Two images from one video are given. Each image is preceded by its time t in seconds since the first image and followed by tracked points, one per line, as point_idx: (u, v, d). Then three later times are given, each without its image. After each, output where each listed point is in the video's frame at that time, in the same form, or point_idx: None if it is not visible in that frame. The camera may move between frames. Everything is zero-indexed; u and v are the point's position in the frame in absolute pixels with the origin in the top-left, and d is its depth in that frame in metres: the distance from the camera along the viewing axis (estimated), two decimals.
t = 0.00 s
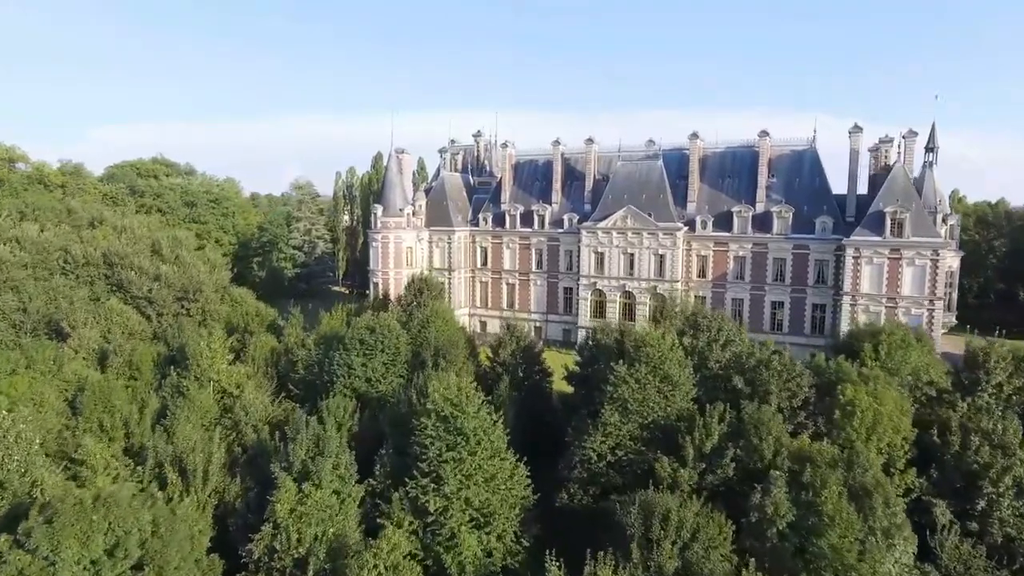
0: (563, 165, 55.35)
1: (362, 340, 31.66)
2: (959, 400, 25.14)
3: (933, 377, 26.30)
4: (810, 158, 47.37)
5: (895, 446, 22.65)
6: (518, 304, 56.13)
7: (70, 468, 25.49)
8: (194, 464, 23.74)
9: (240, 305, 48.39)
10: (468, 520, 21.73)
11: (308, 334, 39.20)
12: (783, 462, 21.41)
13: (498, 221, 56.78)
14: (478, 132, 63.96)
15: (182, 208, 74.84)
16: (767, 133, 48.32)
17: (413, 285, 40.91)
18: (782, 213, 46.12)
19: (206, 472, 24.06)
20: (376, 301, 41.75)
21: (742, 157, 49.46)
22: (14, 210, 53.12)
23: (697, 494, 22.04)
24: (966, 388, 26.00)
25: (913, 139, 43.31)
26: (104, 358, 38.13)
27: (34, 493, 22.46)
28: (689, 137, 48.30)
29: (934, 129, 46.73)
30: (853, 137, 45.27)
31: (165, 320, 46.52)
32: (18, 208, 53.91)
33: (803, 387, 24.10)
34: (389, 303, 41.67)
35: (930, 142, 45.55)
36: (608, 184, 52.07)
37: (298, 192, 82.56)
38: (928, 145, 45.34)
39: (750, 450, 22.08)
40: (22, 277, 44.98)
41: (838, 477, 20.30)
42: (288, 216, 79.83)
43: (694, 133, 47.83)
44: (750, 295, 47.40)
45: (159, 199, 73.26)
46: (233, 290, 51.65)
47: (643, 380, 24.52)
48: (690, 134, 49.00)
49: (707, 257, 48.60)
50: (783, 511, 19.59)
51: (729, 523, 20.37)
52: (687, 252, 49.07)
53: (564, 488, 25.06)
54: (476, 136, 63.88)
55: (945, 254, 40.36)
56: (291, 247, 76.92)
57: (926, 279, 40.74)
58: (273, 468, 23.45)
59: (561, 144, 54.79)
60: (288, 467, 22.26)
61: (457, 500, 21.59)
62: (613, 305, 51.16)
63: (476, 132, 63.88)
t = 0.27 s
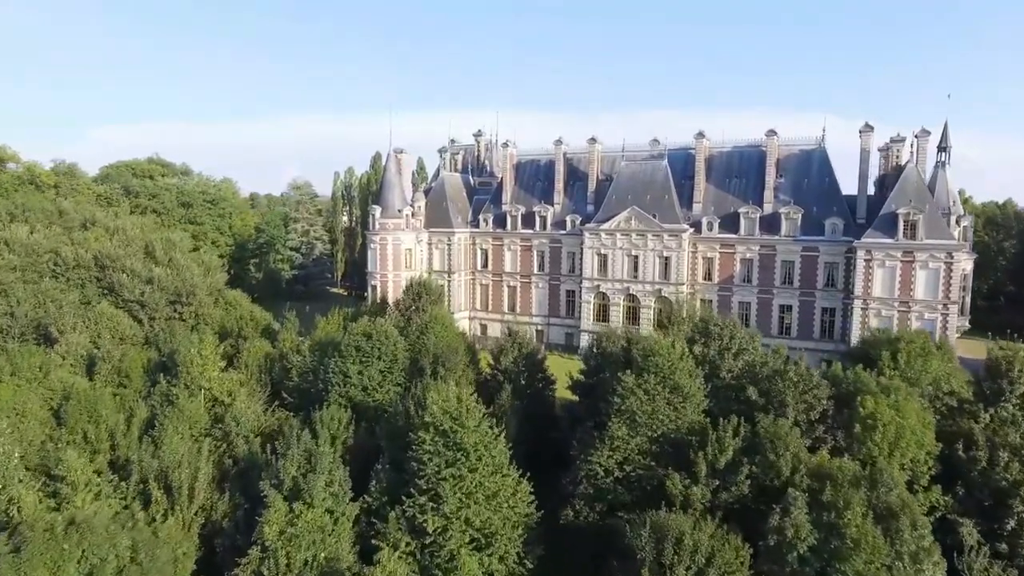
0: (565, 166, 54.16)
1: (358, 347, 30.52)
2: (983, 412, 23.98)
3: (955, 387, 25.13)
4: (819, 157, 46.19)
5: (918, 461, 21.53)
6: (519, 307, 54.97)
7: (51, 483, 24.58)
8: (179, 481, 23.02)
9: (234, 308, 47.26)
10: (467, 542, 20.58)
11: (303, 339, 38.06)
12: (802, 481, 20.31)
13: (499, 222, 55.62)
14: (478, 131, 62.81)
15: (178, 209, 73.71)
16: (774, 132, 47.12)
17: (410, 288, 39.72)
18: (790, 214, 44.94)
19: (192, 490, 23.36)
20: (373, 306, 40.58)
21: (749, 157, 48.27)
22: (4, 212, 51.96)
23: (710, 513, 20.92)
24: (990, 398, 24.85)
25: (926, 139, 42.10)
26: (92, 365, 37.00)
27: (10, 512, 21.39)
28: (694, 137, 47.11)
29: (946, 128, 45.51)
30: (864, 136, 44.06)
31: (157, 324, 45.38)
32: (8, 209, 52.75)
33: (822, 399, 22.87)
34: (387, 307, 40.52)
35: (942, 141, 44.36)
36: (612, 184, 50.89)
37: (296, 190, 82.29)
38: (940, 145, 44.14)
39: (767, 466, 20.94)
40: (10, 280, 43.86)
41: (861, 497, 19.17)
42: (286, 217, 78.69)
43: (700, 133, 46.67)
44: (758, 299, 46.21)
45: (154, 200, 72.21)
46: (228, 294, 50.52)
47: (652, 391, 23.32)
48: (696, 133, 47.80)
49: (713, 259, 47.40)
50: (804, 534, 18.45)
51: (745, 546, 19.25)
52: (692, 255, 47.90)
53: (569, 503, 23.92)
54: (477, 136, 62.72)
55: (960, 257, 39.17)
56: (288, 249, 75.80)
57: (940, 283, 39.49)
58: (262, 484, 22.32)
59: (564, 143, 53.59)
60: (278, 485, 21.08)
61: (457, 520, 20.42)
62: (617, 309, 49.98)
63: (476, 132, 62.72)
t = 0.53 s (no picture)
0: (568, 166, 52.77)
1: (353, 356, 29.13)
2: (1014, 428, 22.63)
3: (984, 401, 23.78)
4: (830, 158, 44.83)
5: (948, 483, 20.24)
6: (521, 311, 53.58)
7: (26, 504, 23.38)
8: (159, 505, 22.46)
9: (227, 313, 45.86)
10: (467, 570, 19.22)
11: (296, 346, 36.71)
12: (826, 506, 19.03)
13: (500, 224, 54.24)
14: (479, 131, 61.45)
15: (172, 210, 72.35)
16: (784, 132, 45.73)
17: (408, 293, 38.30)
18: (801, 216, 43.56)
19: (174, 513, 22.81)
20: (370, 311, 39.21)
21: (758, 157, 46.91)
22: None
23: (725, 540, 19.65)
24: (1019, 413, 23.52)
25: (942, 138, 40.68)
26: (77, 374, 35.55)
27: None
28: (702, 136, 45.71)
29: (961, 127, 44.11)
30: (877, 136, 42.65)
31: (147, 330, 43.94)
32: None
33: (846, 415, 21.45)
34: (384, 314, 39.14)
35: (958, 141, 42.97)
36: (616, 185, 49.50)
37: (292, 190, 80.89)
38: (956, 145, 42.76)
39: (788, 489, 19.59)
40: None
41: (891, 524, 17.82)
42: (282, 219, 77.29)
43: (707, 132, 45.29)
44: (767, 303, 44.82)
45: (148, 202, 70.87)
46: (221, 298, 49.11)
47: (665, 407, 21.94)
48: (703, 133, 46.41)
49: (721, 263, 46.00)
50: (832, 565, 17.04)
51: None
52: (699, 258, 46.49)
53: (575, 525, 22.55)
54: (477, 135, 61.36)
55: (978, 261, 37.81)
56: (285, 251, 74.45)
57: (958, 288, 38.14)
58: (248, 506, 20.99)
59: (566, 143, 52.19)
60: (264, 509, 19.69)
61: (456, 547, 19.04)
62: (621, 313, 48.58)
63: (476, 131, 61.37)
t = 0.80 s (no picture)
0: (570, 167, 51.41)
1: (348, 367, 27.81)
2: None
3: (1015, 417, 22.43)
4: (841, 158, 43.51)
5: (982, 508, 18.89)
6: (522, 315, 52.19)
7: None
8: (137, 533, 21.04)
9: (219, 318, 44.48)
10: None
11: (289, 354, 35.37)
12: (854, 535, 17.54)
13: (501, 226, 52.86)
14: (479, 131, 60.07)
15: (167, 211, 71.08)
16: (794, 132, 44.36)
17: (405, 299, 36.92)
18: (812, 219, 42.19)
19: (153, 542, 21.43)
20: (367, 318, 37.81)
21: (767, 158, 45.59)
22: None
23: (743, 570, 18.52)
24: None
25: (959, 138, 39.30)
26: (62, 384, 34.18)
27: None
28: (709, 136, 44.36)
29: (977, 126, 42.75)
30: (891, 136, 41.28)
31: (137, 336, 42.56)
32: None
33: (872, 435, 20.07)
34: (381, 320, 37.77)
35: (974, 141, 41.60)
36: (620, 186, 48.13)
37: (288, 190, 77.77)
38: (971, 145, 41.40)
39: (812, 516, 18.26)
40: None
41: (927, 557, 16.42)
42: (279, 220, 75.87)
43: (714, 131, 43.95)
44: (777, 308, 43.43)
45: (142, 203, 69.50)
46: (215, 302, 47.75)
47: (678, 426, 20.61)
48: (710, 133, 45.05)
49: (729, 267, 44.60)
50: None
51: None
52: (705, 261, 45.11)
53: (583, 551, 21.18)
54: (477, 135, 59.99)
55: (997, 266, 36.45)
56: (282, 253, 73.00)
57: (977, 294, 36.81)
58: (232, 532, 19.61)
59: (569, 143, 50.83)
60: (248, 537, 18.30)
61: None
62: (626, 318, 47.20)
63: (476, 131, 59.99)
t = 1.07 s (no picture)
0: (573, 168, 50.24)
1: (342, 378, 26.68)
2: None
3: None
4: (852, 159, 42.37)
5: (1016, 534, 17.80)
6: (524, 320, 51.01)
7: None
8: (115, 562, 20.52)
9: (213, 324, 43.32)
10: None
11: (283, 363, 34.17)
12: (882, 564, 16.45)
13: (502, 229, 51.68)
14: (479, 131, 58.89)
15: (161, 213, 70.08)
16: (803, 132, 43.20)
17: (404, 305, 35.72)
18: (822, 222, 41.01)
19: (131, 569, 21.02)
20: (363, 324, 36.62)
21: (775, 159, 44.45)
22: None
23: None
24: None
25: (975, 138, 38.09)
26: (47, 394, 33.04)
27: None
28: (716, 136, 43.19)
29: (992, 126, 41.56)
30: (903, 136, 40.09)
31: (127, 343, 41.41)
32: None
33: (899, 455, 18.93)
34: (378, 327, 36.60)
35: (989, 141, 40.43)
36: (624, 188, 46.95)
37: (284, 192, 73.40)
38: (986, 145, 40.22)
39: (836, 544, 17.11)
40: None
41: None
42: (277, 221, 74.65)
43: (721, 131, 42.83)
44: (785, 313, 42.25)
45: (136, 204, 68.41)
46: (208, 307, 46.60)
47: (691, 445, 19.41)
48: (717, 133, 43.89)
49: (736, 271, 43.42)
50: None
51: None
52: (712, 265, 43.93)
53: None
54: (477, 135, 58.81)
55: (1015, 271, 35.32)
56: (279, 255, 71.63)
57: (994, 300, 35.70)
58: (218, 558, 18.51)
59: (571, 143, 49.66)
60: (233, 567, 17.17)
61: None
62: (629, 323, 46.03)
63: (477, 131, 58.82)
